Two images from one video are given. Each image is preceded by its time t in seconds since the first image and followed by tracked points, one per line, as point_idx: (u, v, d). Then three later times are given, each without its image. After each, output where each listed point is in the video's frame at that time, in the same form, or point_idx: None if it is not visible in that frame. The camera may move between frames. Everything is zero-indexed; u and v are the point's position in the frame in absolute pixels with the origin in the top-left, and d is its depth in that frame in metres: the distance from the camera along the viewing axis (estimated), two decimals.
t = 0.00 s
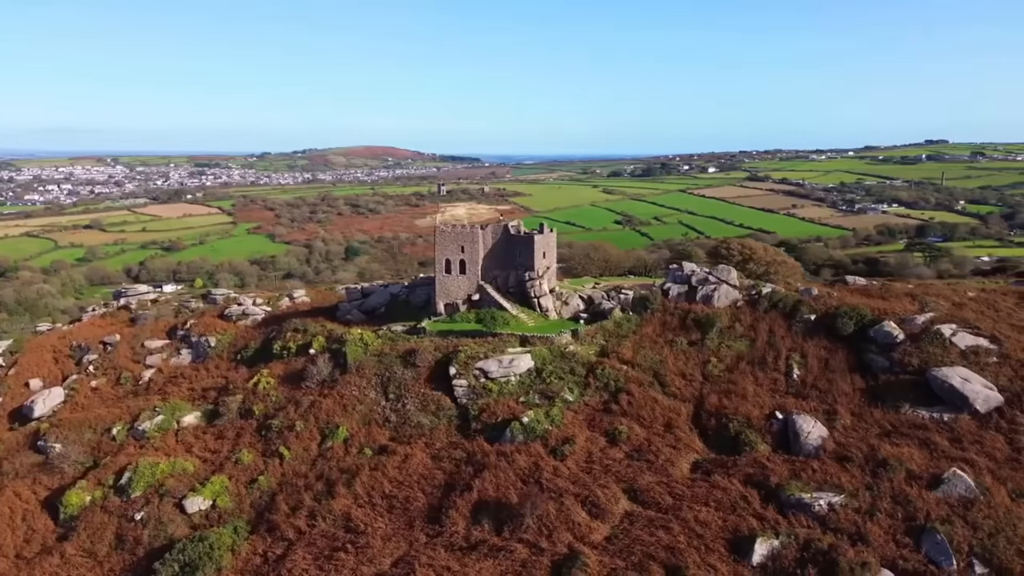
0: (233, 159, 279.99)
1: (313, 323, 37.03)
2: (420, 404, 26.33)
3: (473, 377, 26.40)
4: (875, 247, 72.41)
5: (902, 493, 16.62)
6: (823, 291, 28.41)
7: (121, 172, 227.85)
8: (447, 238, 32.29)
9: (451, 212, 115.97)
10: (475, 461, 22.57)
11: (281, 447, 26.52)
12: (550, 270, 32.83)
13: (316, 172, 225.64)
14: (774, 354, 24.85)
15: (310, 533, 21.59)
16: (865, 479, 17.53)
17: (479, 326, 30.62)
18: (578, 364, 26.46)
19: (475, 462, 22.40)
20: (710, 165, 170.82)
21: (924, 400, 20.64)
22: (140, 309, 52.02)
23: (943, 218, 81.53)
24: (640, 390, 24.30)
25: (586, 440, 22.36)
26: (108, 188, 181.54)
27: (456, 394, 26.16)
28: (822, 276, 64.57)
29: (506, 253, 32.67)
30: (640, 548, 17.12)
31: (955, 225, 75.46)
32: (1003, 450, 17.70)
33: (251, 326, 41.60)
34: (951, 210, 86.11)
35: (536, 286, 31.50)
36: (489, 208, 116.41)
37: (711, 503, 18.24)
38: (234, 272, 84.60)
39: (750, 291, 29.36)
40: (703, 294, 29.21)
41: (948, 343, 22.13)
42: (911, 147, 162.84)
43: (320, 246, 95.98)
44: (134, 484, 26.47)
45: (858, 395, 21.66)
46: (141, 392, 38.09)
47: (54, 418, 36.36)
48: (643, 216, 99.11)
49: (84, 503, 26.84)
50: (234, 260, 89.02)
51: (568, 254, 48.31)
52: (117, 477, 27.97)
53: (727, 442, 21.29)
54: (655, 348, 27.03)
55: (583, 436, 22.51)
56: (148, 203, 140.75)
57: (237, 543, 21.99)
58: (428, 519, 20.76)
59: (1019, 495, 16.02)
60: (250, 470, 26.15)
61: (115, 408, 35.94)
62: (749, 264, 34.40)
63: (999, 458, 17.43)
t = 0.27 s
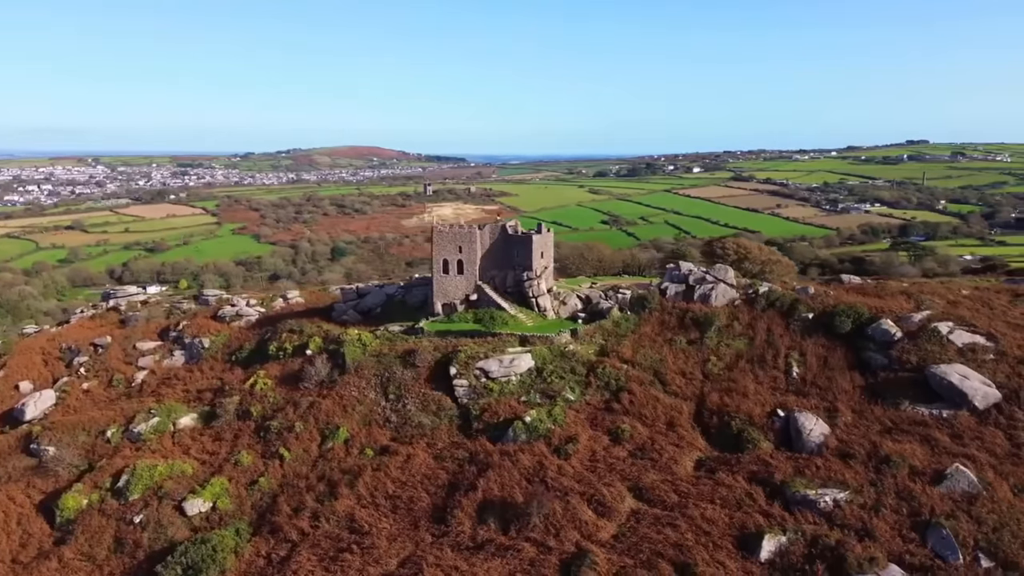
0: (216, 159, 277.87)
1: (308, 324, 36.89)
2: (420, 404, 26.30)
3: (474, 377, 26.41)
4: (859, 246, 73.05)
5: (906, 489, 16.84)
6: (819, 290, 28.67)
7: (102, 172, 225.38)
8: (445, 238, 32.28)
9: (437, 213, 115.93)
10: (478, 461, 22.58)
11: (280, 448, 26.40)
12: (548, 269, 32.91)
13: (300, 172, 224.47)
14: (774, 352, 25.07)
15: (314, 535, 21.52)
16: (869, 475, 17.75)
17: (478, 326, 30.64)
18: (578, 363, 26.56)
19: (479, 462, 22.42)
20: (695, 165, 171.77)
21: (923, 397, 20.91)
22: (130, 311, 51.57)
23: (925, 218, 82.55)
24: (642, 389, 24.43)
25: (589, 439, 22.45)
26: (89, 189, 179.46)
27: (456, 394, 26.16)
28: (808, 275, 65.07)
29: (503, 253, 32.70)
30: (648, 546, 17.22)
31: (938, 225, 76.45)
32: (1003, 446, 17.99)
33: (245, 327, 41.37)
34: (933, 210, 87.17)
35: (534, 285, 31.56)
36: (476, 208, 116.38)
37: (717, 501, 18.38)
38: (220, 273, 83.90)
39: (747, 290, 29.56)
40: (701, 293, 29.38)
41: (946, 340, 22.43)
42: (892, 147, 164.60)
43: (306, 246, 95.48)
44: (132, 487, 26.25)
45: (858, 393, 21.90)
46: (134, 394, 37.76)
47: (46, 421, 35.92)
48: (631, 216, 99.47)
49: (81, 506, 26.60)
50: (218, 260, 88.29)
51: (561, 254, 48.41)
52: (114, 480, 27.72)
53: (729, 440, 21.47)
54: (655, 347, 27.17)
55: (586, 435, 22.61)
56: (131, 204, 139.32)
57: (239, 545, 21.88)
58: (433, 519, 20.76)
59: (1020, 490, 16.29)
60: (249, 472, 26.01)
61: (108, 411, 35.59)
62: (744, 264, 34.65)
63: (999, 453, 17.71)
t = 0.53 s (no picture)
0: (199, 159, 275.56)
1: (304, 325, 36.73)
2: (422, 404, 26.29)
3: (475, 377, 26.43)
4: (844, 245, 73.77)
5: (910, 485, 17.09)
6: (816, 289, 28.93)
7: (83, 172, 222.90)
8: (443, 238, 32.27)
9: (423, 214, 115.83)
10: (482, 460, 22.60)
11: (281, 449, 26.29)
12: (546, 269, 33.00)
13: (285, 172, 223.29)
14: (773, 351, 25.29)
15: (318, 536, 21.47)
16: (873, 472, 17.98)
17: (477, 326, 30.66)
18: (579, 363, 26.66)
19: (483, 461, 22.45)
20: (680, 165, 172.68)
21: (921, 394, 21.20)
22: (120, 312, 51.06)
23: (908, 217, 83.56)
24: (643, 388, 24.56)
25: (593, 438, 22.55)
26: (70, 189, 177.35)
27: (457, 394, 26.17)
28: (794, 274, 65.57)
29: (501, 253, 32.70)
30: (656, 544, 17.34)
31: (921, 224, 77.43)
32: (1003, 441, 18.30)
33: (239, 329, 41.14)
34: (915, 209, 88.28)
35: (532, 285, 31.64)
36: (463, 209, 116.32)
37: (723, 498, 18.54)
38: (204, 274, 83.18)
39: (745, 289, 29.76)
40: (699, 293, 29.56)
41: (943, 338, 22.74)
42: (875, 147, 166.38)
43: (292, 247, 94.98)
44: (130, 489, 26.02)
45: (858, 390, 22.15)
46: (128, 396, 37.41)
47: (38, 423, 35.43)
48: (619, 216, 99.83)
49: (78, 509, 26.35)
50: (203, 261, 87.51)
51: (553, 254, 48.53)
52: (112, 483, 27.48)
53: (731, 437, 21.65)
54: (654, 346, 27.32)
55: (589, 434, 22.71)
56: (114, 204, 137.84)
57: (243, 547, 21.79)
58: (438, 519, 20.78)
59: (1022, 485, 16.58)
60: (249, 474, 25.88)
61: (102, 413, 35.23)
62: (739, 263, 34.90)
63: (999, 449, 18.02)
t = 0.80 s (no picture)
0: (181, 159, 273.23)
1: (300, 325, 36.63)
2: (422, 404, 26.29)
3: (476, 377, 26.47)
4: (829, 244, 74.45)
5: (913, 481, 17.35)
6: (812, 288, 29.20)
7: (63, 172, 220.34)
8: (441, 238, 32.29)
9: (409, 215, 115.59)
10: (486, 460, 22.64)
11: (281, 450, 26.17)
12: (543, 269, 33.10)
13: (269, 172, 222.03)
14: (773, 349, 25.50)
15: (323, 537, 21.42)
16: (876, 467, 18.21)
17: (476, 326, 30.70)
18: (579, 362, 26.76)
19: (486, 461, 22.49)
20: (666, 165, 173.52)
21: (921, 391, 21.47)
22: (110, 314, 50.57)
23: (890, 216, 84.52)
24: (645, 387, 24.70)
25: (596, 436, 22.67)
26: (50, 189, 175.21)
27: (458, 394, 26.19)
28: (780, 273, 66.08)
29: (500, 253, 32.67)
30: (664, 541, 17.45)
31: (904, 223, 78.40)
32: (1002, 437, 18.61)
33: (234, 330, 40.95)
34: (897, 208, 89.36)
35: (530, 285, 31.74)
36: (449, 209, 116.25)
37: (728, 496, 18.68)
38: (189, 275, 82.42)
39: (742, 287, 29.97)
40: (696, 292, 29.75)
41: (941, 336, 23.04)
42: (857, 147, 168.11)
43: (278, 248, 94.43)
44: (129, 492, 25.79)
45: (858, 388, 22.41)
46: (121, 398, 37.07)
47: (30, 426, 34.97)
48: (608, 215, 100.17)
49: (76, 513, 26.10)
50: (187, 262, 86.72)
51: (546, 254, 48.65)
52: (109, 485, 27.22)
53: (734, 435, 21.83)
54: (654, 345, 27.47)
55: (593, 433, 22.83)
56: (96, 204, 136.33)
57: (246, 549, 21.68)
58: (443, 519, 20.81)
59: None
60: (250, 475, 25.75)
61: (95, 416, 34.89)
62: (735, 262, 35.17)
63: (999, 444, 18.32)
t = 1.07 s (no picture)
0: (164, 159, 270.83)
1: (296, 326, 36.49)
2: (424, 404, 26.29)
3: (477, 377, 26.49)
4: (814, 243, 75.11)
5: (917, 476, 17.60)
6: (809, 287, 29.47)
7: (44, 172, 217.85)
8: (439, 238, 32.31)
9: (396, 215, 115.35)
10: (489, 460, 22.68)
11: (281, 452, 26.07)
12: (541, 269, 33.20)
13: (253, 172, 220.70)
14: (772, 347, 25.72)
15: (327, 538, 21.38)
16: (880, 464, 18.44)
17: (475, 326, 30.74)
18: (580, 362, 26.86)
19: (491, 460, 22.54)
20: (652, 165, 174.40)
21: (920, 388, 21.77)
22: (100, 315, 50.08)
23: (873, 216, 85.44)
24: (646, 386, 24.85)
25: (599, 435, 22.79)
26: (30, 189, 173.16)
27: (460, 394, 26.21)
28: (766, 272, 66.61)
29: (498, 253, 32.71)
30: (672, 539, 17.58)
31: (887, 223, 79.27)
32: (1003, 433, 18.91)
33: (228, 331, 40.72)
34: (880, 208, 90.34)
35: (529, 285, 31.80)
36: (436, 210, 116.14)
37: (734, 493, 18.85)
38: (173, 275, 81.68)
39: (739, 286, 30.19)
40: (694, 291, 29.92)
41: (939, 333, 23.36)
42: (841, 147, 169.73)
43: (263, 249, 93.90)
44: (129, 495, 25.60)
45: (858, 385, 22.66)
46: (115, 400, 36.74)
47: (23, 430, 34.55)
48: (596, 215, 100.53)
49: (74, 516, 25.85)
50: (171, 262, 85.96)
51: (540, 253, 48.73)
52: (107, 488, 27.01)
53: (736, 433, 22.02)
54: (654, 343, 27.64)
55: (596, 432, 22.94)
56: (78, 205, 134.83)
57: (250, 550, 21.60)
58: (449, 519, 20.85)
59: None
60: (250, 477, 25.63)
61: (89, 418, 34.56)
62: (731, 261, 35.43)
63: (1000, 440, 18.62)
